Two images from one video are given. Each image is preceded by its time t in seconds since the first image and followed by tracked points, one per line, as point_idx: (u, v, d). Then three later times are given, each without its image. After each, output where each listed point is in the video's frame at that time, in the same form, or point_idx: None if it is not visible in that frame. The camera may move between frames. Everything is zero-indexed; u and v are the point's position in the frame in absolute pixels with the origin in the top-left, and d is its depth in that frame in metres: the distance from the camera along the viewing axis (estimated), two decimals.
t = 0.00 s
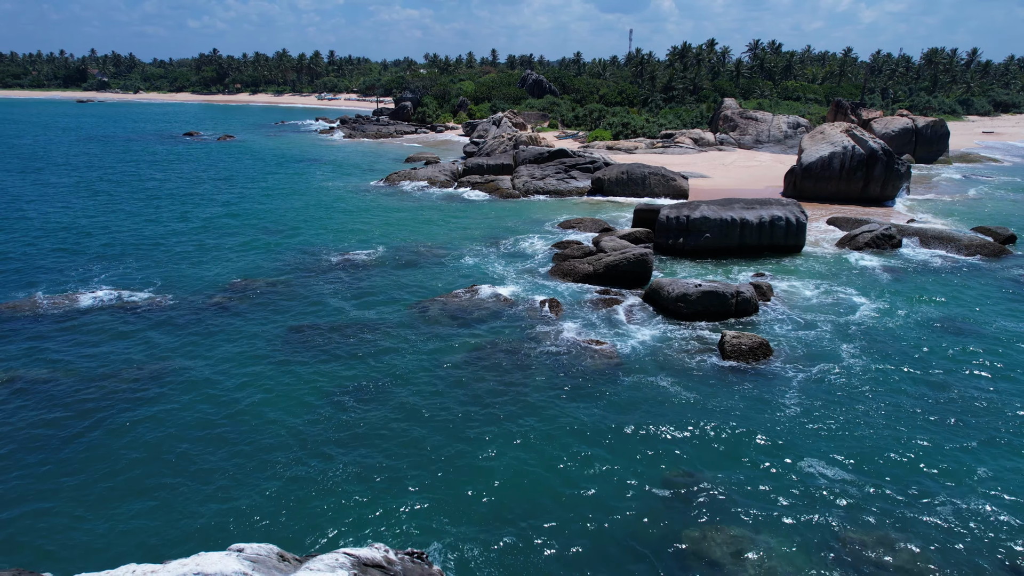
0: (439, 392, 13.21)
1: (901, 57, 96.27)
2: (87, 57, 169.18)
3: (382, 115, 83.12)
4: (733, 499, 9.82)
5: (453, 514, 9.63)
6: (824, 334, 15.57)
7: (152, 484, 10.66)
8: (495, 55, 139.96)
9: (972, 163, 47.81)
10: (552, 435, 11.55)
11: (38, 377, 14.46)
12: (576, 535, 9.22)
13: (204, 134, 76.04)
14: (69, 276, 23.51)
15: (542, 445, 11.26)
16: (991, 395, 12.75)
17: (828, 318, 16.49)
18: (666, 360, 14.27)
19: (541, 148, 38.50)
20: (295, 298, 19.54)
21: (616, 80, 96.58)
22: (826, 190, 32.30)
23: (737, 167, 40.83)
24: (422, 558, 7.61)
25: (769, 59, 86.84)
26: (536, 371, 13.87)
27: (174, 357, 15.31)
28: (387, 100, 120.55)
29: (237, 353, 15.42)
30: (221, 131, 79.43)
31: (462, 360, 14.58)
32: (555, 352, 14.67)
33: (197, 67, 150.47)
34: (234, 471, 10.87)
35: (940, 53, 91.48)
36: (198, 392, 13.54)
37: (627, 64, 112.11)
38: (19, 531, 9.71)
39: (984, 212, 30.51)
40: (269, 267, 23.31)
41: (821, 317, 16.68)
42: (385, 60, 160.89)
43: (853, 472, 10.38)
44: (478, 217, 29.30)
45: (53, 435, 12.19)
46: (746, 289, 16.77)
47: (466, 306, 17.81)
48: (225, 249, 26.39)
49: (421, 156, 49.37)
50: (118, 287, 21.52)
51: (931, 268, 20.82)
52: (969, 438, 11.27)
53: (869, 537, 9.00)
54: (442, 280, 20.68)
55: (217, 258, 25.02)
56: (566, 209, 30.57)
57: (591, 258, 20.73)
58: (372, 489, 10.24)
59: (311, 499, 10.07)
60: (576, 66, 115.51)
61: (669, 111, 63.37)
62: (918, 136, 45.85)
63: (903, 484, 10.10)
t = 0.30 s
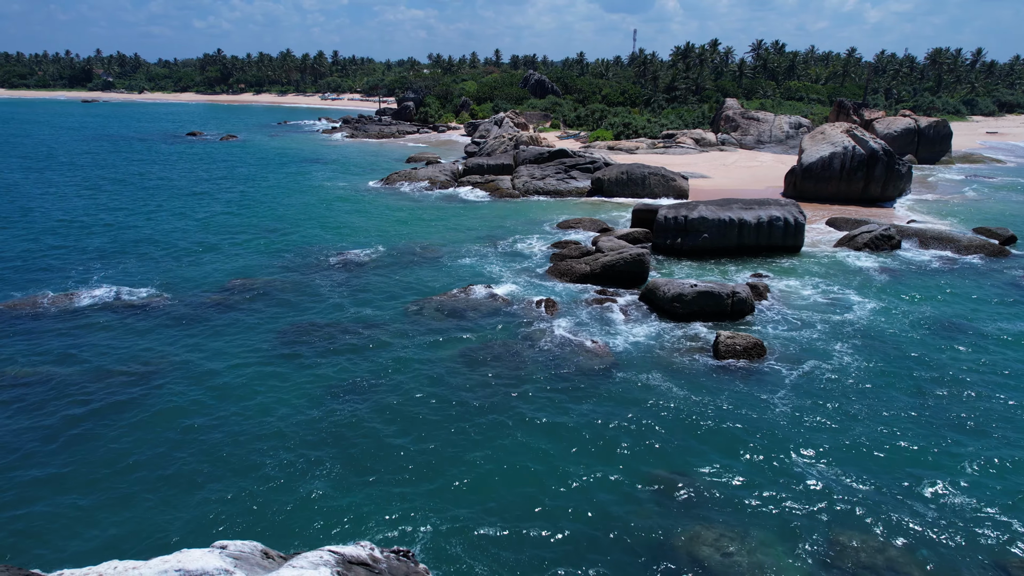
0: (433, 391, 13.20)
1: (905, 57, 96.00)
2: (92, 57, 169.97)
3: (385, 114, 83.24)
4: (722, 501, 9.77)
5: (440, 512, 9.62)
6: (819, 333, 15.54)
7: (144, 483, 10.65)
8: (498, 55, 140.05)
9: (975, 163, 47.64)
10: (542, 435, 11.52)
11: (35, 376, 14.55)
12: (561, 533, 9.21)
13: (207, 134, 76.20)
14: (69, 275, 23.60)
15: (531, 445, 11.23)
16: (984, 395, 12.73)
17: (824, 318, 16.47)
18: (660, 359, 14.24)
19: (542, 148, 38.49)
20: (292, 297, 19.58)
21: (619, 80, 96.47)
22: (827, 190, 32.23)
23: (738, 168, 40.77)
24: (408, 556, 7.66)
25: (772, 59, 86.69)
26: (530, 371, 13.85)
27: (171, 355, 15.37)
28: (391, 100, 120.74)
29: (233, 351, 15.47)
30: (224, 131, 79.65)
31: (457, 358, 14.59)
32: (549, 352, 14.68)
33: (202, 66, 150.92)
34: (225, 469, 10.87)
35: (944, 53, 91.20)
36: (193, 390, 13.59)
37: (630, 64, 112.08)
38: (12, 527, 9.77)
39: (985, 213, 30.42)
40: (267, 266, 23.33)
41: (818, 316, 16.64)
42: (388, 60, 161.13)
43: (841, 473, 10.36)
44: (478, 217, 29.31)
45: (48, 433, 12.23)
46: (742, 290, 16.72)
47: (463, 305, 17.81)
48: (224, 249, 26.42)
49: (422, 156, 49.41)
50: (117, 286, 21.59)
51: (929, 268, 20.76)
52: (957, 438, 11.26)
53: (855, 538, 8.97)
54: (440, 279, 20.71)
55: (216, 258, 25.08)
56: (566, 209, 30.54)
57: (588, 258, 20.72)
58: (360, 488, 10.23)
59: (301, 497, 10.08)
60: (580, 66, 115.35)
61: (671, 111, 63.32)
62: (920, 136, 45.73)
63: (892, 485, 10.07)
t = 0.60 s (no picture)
0: (426, 389, 13.22)
1: (909, 57, 95.68)
2: (98, 58, 170.73)
3: (387, 114, 83.32)
4: (710, 502, 9.73)
5: (427, 511, 9.61)
6: (814, 333, 15.52)
7: (136, 480, 10.69)
8: (501, 56, 140.14)
9: (978, 164, 47.42)
10: (530, 434, 11.50)
11: (32, 374, 14.62)
12: (547, 532, 9.18)
13: (209, 134, 76.39)
14: (69, 274, 23.68)
15: (520, 445, 11.22)
16: (976, 396, 12.69)
17: (819, 318, 16.44)
18: (654, 358, 14.25)
19: (542, 148, 38.45)
20: (289, 296, 19.63)
21: (621, 81, 96.41)
22: (827, 191, 32.14)
23: (739, 168, 40.69)
24: (393, 555, 7.72)
25: (775, 59, 86.55)
26: (523, 369, 13.85)
27: (166, 354, 15.42)
28: (393, 100, 120.88)
29: (228, 350, 15.51)
30: (227, 131, 79.93)
31: (451, 357, 14.61)
32: (544, 351, 14.68)
33: (205, 67, 151.30)
34: (217, 467, 10.89)
35: (948, 53, 90.90)
36: (188, 388, 13.65)
37: (633, 65, 112.01)
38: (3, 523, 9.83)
39: (986, 213, 30.31)
40: (266, 265, 23.37)
41: (813, 317, 16.60)
42: (392, 60, 161.32)
43: (831, 474, 10.31)
44: (477, 217, 29.32)
45: (42, 431, 12.29)
46: (738, 290, 16.68)
47: (459, 304, 17.82)
48: (223, 248, 26.48)
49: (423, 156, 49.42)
50: (116, 285, 21.66)
51: (928, 269, 20.70)
52: (949, 440, 11.21)
53: (843, 540, 8.92)
54: (437, 279, 20.73)
55: (215, 257, 25.15)
56: (565, 210, 30.53)
57: (585, 258, 20.71)
58: (348, 487, 10.22)
59: (289, 496, 10.08)
60: (583, 66, 115.24)
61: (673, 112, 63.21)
62: (922, 137, 45.58)
63: (881, 487, 10.02)
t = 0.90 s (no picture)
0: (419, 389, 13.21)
1: (912, 57, 95.35)
2: (102, 58, 171.36)
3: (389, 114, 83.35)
4: (700, 503, 9.71)
5: (415, 509, 9.62)
6: (809, 333, 15.50)
7: (129, 479, 10.71)
8: (504, 56, 140.15)
9: (980, 164, 47.23)
10: (522, 434, 11.50)
11: (29, 372, 14.68)
12: (536, 531, 9.20)
13: (212, 134, 76.50)
14: (69, 273, 23.75)
15: (511, 444, 11.20)
16: (969, 397, 12.67)
17: (815, 319, 16.40)
18: (648, 358, 14.25)
19: (542, 148, 38.41)
20: (286, 295, 19.66)
21: (624, 81, 96.32)
22: (827, 192, 32.05)
23: (740, 169, 40.60)
24: (380, 553, 7.76)
25: (778, 59, 86.37)
26: (517, 370, 13.83)
27: (163, 353, 15.47)
28: (396, 100, 121.01)
29: (224, 349, 15.56)
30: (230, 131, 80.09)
31: (445, 356, 14.64)
32: (538, 350, 14.70)
33: (209, 67, 151.74)
34: (208, 466, 10.91)
35: (951, 53, 90.60)
36: (183, 386, 13.69)
37: (635, 65, 111.89)
38: None
39: (987, 214, 30.20)
40: (264, 265, 23.40)
41: (809, 317, 16.58)
42: (395, 60, 161.53)
43: (821, 475, 10.28)
44: (476, 218, 29.33)
45: (37, 429, 12.34)
46: (734, 291, 16.68)
47: (455, 304, 17.84)
48: (222, 248, 26.54)
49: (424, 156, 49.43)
50: (114, 284, 21.72)
51: (927, 270, 20.64)
52: (942, 441, 11.18)
53: (834, 542, 8.89)
54: (434, 279, 20.75)
55: (214, 257, 25.21)
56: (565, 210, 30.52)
57: (582, 258, 20.71)
58: (338, 486, 10.23)
59: (279, 494, 10.11)
60: (585, 66, 115.10)
61: (674, 112, 63.11)
62: (924, 137, 45.43)
63: (871, 488, 10.02)
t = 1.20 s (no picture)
0: (413, 388, 13.24)
1: (917, 57, 95.01)
2: (108, 58, 172.05)
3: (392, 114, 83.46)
4: (688, 505, 9.72)
5: (404, 511, 9.62)
6: (804, 333, 15.48)
7: (122, 476, 10.77)
8: (507, 56, 140.13)
9: (983, 165, 47.04)
10: (512, 434, 11.51)
11: (26, 370, 14.75)
12: (523, 533, 9.22)
13: (215, 134, 76.69)
14: (69, 271, 23.85)
15: (500, 445, 11.21)
16: (961, 398, 12.67)
17: (811, 319, 16.39)
18: (641, 358, 14.26)
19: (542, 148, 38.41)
20: (283, 295, 19.71)
21: (627, 81, 96.21)
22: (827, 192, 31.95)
23: (741, 169, 40.52)
24: (366, 552, 7.84)
25: (781, 60, 86.18)
26: (512, 369, 13.87)
27: (159, 351, 15.53)
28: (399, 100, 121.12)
29: (220, 347, 15.61)
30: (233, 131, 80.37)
31: (440, 356, 14.67)
32: (532, 350, 14.71)
33: (214, 67, 152.16)
34: (201, 464, 10.97)
35: (956, 53, 90.26)
36: (178, 384, 13.76)
37: (639, 65, 111.74)
38: None
39: (988, 215, 30.09)
40: (263, 265, 23.48)
41: (805, 317, 16.55)
42: (399, 61, 161.72)
43: (811, 478, 10.26)
44: (475, 218, 29.36)
45: (32, 426, 12.40)
46: (729, 291, 16.69)
47: (451, 303, 17.85)
48: (222, 248, 26.64)
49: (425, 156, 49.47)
50: (114, 283, 21.81)
51: (925, 271, 20.59)
52: (933, 443, 11.17)
53: (821, 544, 8.88)
54: (431, 279, 20.78)
55: (214, 256, 25.29)
56: (564, 211, 30.52)
57: (579, 259, 20.73)
58: (327, 485, 10.25)
59: (269, 492, 10.16)
60: (588, 66, 115.02)
61: (676, 112, 63.02)
62: (927, 138, 45.26)
63: (857, 488, 10.05)
